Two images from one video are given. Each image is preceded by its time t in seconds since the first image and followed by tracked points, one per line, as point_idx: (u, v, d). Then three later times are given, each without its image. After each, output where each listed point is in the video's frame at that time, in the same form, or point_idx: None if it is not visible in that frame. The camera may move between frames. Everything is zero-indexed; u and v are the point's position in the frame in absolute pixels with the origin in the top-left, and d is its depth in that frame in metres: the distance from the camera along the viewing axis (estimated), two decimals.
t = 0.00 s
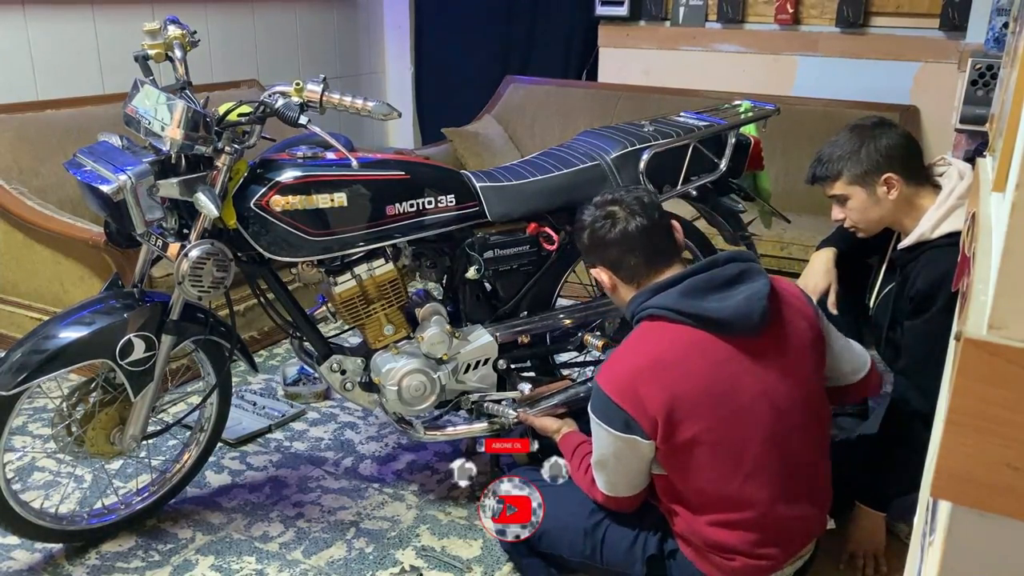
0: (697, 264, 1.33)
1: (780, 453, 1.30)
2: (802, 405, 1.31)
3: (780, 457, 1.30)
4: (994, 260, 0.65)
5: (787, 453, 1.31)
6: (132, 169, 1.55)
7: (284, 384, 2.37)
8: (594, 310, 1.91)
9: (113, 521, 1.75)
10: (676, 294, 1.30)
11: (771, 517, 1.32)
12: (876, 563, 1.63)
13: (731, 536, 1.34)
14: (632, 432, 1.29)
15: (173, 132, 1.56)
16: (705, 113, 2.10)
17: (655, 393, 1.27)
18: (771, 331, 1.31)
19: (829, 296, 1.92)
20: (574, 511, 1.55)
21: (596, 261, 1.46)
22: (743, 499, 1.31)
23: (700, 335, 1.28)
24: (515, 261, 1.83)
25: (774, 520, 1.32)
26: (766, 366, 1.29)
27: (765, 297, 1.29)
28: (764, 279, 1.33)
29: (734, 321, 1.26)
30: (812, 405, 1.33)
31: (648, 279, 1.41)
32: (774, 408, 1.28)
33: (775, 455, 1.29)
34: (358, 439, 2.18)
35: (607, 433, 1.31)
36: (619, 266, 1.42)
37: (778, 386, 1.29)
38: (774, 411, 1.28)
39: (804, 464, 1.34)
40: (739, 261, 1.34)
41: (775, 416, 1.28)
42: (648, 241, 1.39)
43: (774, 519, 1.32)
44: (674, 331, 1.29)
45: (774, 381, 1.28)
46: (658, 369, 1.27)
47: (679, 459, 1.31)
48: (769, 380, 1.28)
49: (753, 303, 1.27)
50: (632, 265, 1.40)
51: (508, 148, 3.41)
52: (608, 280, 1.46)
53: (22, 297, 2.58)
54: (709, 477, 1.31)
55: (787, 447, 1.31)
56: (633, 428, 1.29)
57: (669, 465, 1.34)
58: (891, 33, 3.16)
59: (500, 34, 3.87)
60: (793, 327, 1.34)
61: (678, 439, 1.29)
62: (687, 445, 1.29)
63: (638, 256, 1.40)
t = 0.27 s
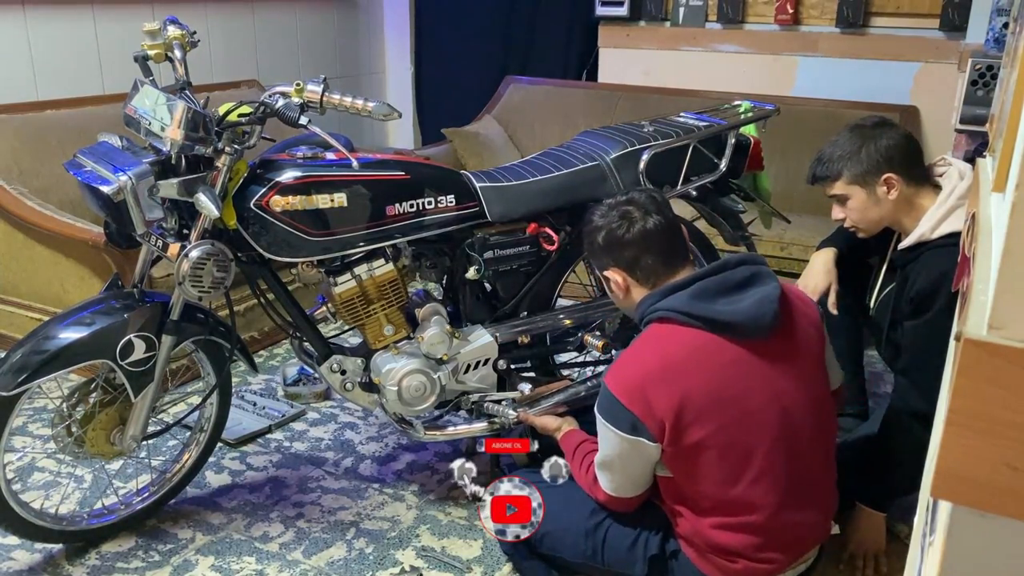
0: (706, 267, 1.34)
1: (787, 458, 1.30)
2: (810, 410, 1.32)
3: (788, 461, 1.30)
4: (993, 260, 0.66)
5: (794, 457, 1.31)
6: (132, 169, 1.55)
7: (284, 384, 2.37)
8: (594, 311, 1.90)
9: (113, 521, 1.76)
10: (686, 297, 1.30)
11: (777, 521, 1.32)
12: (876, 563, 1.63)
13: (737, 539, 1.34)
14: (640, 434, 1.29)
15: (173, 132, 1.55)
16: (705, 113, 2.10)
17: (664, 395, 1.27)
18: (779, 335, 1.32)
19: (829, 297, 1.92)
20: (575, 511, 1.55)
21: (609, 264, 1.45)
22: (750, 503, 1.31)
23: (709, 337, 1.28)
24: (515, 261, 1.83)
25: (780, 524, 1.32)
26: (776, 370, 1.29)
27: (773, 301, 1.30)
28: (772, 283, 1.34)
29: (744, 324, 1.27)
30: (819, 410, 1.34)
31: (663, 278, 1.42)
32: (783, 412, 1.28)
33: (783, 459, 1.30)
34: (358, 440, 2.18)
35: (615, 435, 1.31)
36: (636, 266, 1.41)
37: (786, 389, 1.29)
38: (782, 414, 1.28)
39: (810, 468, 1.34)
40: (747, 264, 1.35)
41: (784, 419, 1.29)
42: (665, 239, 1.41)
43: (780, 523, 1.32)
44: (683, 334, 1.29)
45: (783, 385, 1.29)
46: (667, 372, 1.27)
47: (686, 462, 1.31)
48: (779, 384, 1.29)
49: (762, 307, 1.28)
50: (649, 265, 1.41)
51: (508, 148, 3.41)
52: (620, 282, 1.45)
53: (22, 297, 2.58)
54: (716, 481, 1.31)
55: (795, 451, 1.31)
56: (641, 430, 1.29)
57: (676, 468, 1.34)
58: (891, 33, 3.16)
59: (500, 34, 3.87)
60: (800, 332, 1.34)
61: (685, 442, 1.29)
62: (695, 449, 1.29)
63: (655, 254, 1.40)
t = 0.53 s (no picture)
0: (700, 272, 1.33)
1: (788, 460, 1.30)
2: (809, 411, 1.32)
3: (791, 463, 1.31)
4: (994, 260, 0.66)
5: (795, 459, 1.31)
6: (132, 169, 1.55)
7: (284, 384, 2.37)
8: (594, 311, 1.91)
9: (113, 521, 1.76)
10: (684, 303, 1.29)
11: (779, 523, 1.32)
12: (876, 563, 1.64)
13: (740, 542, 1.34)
14: (642, 445, 1.29)
15: (173, 132, 1.55)
16: (704, 113, 2.10)
17: (667, 403, 1.26)
18: (775, 338, 1.32)
19: (829, 297, 1.92)
20: (575, 512, 1.55)
21: (606, 272, 1.44)
22: (753, 506, 1.31)
23: (709, 343, 1.28)
24: (515, 261, 1.83)
25: (782, 525, 1.33)
26: (774, 373, 1.29)
27: (770, 303, 1.30)
28: (766, 285, 1.34)
29: (743, 329, 1.27)
30: (817, 411, 1.35)
31: (662, 285, 1.42)
32: (784, 414, 1.29)
33: (784, 461, 1.30)
34: (358, 440, 2.18)
35: (617, 444, 1.31)
36: (635, 273, 1.41)
37: (786, 392, 1.29)
38: (783, 417, 1.29)
39: (811, 469, 1.35)
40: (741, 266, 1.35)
41: (785, 422, 1.29)
42: (663, 243, 1.41)
43: (782, 524, 1.32)
44: (681, 341, 1.29)
45: (782, 387, 1.29)
46: (667, 380, 1.26)
47: (688, 467, 1.31)
48: (778, 387, 1.29)
49: (759, 310, 1.28)
50: (649, 272, 1.41)
51: (508, 148, 3.41)
52: (618, 290, 1.44)
53: (22, 297, 2.58)
54: (719, 485, 1.32)
55: (796, 453, 1.31)
56: (643, 439, 1.29)
57: (678, 474, 1.34)
58: (891, 33, 3.16)
59: (500, 34, 3.87)
60: (795, 334, 1.35)
61: (686, 449, 1.29)
62: (698, 455, 1.29)
63: (655, 260, 1.40)
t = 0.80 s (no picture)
0: (679, 278, 1.34)
1: (782, 458, 1.30)
2: (798, 407, 1.32)
3: (785, 462, 1.31)
4: (994, 260, 0.66)
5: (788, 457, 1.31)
6: (132, 169, 1.55)
7: (284, 384, 2.37)
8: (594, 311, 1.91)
9: (113, 521, 1.76)
10: (667, 311, 1.29)
11: (777, 521, 1.32)
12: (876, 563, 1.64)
13: (739, 543, 1.34)
14: (634, 455, 1.30)
15: (173, 132, 1.55)
16: (704, 114, 2.10)
17: (657, 410, 1.26)
18: (760, 337, 1.33)
19: (829, 297, 1.92)
20: (575, 513, 1.55)
21: (587, 290, 1.43)
22: (749, 506, 1.32)
23: (694, 347, 1.28)
24: (515, 262, 1.83)
25: (780, 523, 1.33)
26: (761, 373, 1.29)
27: (752, 302, 1.31)
28: (747, 284, 1.35)
29: (728, 331, 1.27)
30: (807, 407, 1.35)
31: (643, 295, 1.42)
32: (774, 413, 1.29)
33: (777, 460, 1.30)
34: (358, 440, 2.18)
35: (610, 454, 1.31)
36: (617, 287, 1.40)
37: (775, 390, 1.30)
38: (774, 416, 1.29)
39: (805, 466, 1.35)
40: (720, 266, 1.36)
41: (776, 421, 1.29)
42: (639, 254, 1.41)
43: (780, 522, 1.33)
44: (667, 348, 1.29)
45: (770, 386, 1.29)
46: (656, 388, 1.26)
47: (681, 473, 1.31)
48: (766, 386, 1.29)
49: (742, 310, 1.29)
50: (629, 284, 1.40)
51: (508, 148, 3.41)
52: (600, 305, 1.44)
53: (22, 297, 2.58)
54: (713, 488, 1.31)
55: (789, 451, 1.31)
56: (635, 449, 1.29)
57: (671, 478, 1.34)
58: (891, 33, 3.16)
59: (500, 34, 3.87)
60: (778, 331, 1.35)
61: (679, 455, 1.29)
62: (691, 459, 1.29)
63: (634, 272, 1.40)
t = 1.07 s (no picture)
0: (659, 283, 1.34)
1: (772, 457, 1.30)
2: (786, 404, 1.32)
3: (776, 461, 1.31)
4: (993, 260, 0.66)
5: (779, 455, 1.31)
6: (132, 169, 1.55)
7: (284, 385, 2.37)
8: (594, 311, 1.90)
9: (113, 521, 1.76)
10: (650, 317, 1.29)
11: (771, 519, 1.32)
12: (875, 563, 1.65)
13: (734, 543, 1.34)
14: (625, 461, 1.30)
15: (173, 132, 1.55)
16: (704, 114, 2.10)
17: (645, 415, 1.26)
18: (744, 337, 1.33)
19: (829, 297, 1.92)
20: (575, 514, 1.55)
21: (569, 310, 1.42)
22: (742, 506, 1.32)
23: (679, 351, 1.28)
24: (515, 262, 1.83)
25: (774, 521, 1.33)
26: (747, 373, 1.29)
27: (732, 302, 1.31)
28: (727, 284, 1.35)
29: (712, 332, 1.27)
30: (796, 404, 1.35)
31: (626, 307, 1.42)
32: (763, 413, 1.29)
33: (767, 459, 1.30)
34: (358, 440, 2.18)
35: (602, 462, 1.32)
36: (599, 303, 1.40)
37: (761, 390, 1.30)
38: (762, 415, 1.29)
39: (797, 464, 1.35)
40: (698, 268, 1.36)
41: (765, 420, 1.29)
42: (617, 268, 1.41)
43: (774, 520, 1.32)
44: (652, 354, 1.28)
45: (757, 386, 1.29)
46: (643, 394, 1.26)
47: (673, 477, 1.31)
48: (753, 386, 1.29)
49: (724, 311, 1.29)
50: (611, 298, 1.40)
51: (508, 148, 3.41)
52: (584, 323, 1.43)
53: (22, 297, 2.58)
54: (705, 489, 1.31)
55: (779, 449, 1.31)
56: (625, 455, 1.29)
57: (663, 481, 1.34)
58: (891, 33, 3.16)
59: (499, 34, 3.87)
60: (761, 330, 1.36)
61: (670, 459, 1.29)
62: (681, 462, 1.29)
63: (614, 285, 1.40)
